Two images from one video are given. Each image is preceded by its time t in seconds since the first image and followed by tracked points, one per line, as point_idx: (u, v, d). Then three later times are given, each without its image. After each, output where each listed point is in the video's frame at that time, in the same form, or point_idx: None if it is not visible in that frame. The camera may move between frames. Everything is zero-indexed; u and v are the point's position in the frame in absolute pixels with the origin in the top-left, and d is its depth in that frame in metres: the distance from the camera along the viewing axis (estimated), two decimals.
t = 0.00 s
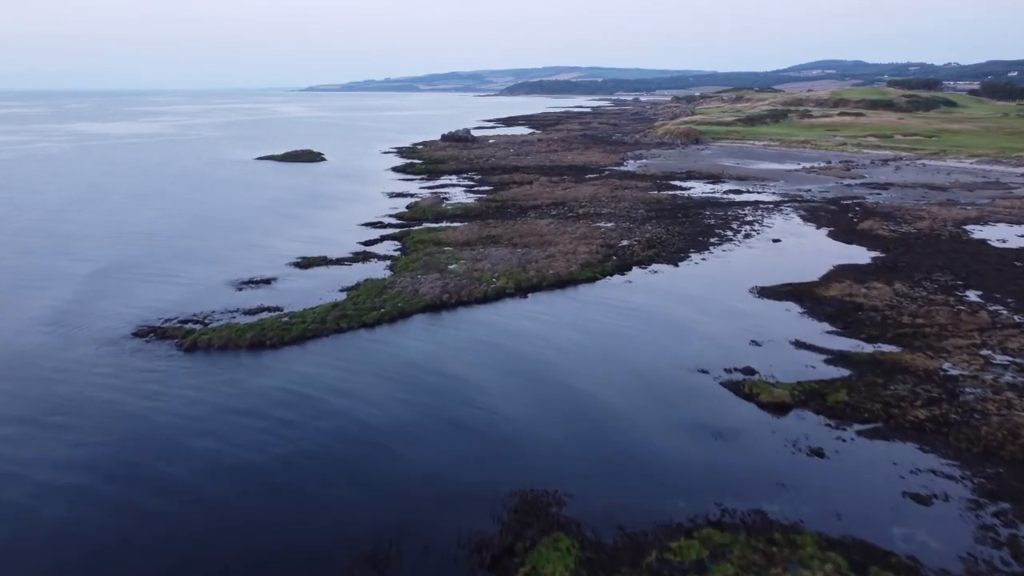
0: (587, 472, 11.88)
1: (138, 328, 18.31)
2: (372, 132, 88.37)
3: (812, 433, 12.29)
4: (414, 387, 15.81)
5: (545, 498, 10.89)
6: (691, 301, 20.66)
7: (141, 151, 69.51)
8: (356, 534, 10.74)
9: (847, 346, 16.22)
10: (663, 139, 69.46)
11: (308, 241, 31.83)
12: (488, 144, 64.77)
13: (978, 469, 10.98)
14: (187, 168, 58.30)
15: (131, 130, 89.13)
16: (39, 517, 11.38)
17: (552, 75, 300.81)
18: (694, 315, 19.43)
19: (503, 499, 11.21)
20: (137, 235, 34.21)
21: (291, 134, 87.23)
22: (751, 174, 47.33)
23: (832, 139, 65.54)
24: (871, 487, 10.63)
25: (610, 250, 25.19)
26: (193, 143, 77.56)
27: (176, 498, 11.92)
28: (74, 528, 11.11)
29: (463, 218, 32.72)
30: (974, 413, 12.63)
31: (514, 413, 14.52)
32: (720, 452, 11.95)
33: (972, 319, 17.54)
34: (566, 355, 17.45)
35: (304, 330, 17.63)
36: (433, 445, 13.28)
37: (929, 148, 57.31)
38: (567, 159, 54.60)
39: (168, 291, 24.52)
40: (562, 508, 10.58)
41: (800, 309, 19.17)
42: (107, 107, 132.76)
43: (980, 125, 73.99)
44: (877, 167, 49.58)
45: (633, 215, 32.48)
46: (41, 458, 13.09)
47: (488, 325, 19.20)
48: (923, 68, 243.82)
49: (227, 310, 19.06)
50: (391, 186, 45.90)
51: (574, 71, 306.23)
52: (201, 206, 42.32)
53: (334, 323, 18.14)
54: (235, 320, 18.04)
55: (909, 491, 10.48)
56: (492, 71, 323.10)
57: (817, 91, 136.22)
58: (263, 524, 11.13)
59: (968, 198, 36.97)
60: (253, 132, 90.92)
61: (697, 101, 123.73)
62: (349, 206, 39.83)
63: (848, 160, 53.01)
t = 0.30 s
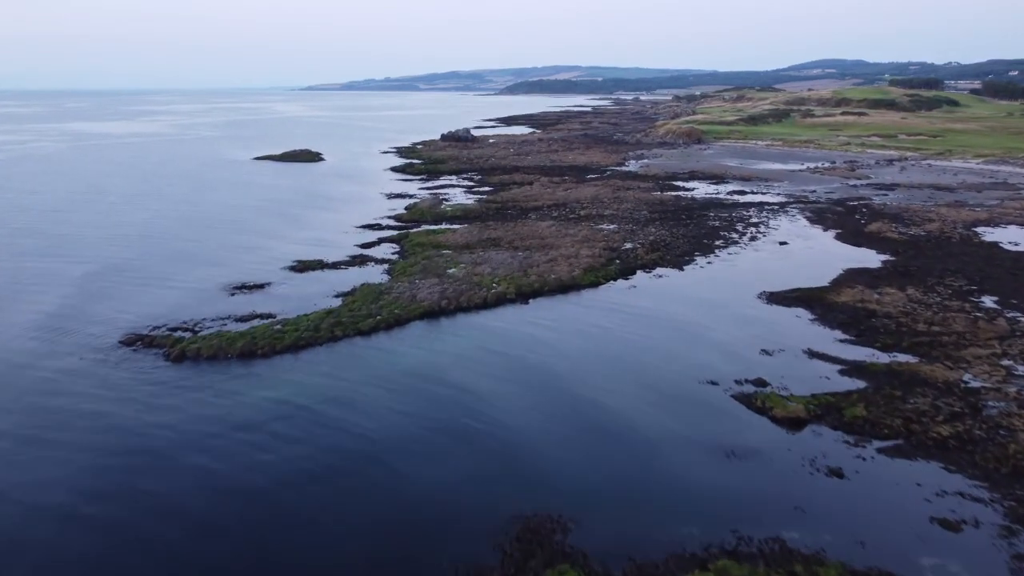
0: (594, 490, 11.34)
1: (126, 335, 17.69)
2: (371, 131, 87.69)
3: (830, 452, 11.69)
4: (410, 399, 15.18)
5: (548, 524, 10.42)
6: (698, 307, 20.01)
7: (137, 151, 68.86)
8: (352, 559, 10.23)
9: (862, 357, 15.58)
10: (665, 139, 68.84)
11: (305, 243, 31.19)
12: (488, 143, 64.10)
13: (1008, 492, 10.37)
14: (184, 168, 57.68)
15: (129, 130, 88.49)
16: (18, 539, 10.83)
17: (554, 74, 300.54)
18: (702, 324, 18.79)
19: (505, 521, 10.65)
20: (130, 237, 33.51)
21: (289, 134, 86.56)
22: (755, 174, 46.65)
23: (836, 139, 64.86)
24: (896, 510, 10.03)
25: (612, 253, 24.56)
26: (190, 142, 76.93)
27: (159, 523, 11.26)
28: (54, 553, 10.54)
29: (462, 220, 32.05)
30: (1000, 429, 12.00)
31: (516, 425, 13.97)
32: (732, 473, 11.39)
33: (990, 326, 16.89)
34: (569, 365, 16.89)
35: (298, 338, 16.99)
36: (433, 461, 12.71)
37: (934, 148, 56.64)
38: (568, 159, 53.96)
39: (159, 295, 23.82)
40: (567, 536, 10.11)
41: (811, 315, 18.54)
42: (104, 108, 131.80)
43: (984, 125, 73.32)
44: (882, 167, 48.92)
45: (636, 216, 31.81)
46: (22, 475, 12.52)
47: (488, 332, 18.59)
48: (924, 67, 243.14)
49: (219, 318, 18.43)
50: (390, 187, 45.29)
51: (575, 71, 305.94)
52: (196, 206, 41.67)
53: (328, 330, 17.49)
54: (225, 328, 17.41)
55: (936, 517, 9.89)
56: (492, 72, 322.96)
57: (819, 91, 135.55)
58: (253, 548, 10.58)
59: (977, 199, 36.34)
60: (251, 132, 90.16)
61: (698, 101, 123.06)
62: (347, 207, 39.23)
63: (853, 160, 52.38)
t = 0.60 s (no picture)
0: (599, 511, 10.90)
1: (113, 339, 17.06)
2: (370, 127, 86.91)
3: (850, 467, 11.15)
4: (408, 406, 14.59)
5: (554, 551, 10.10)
6: (705, 309, 19.39)
7: (133, 147, 68.05)
8: None
9: (877, 363, 14.97)
10: (667, 135, 68.11)
11: (301, 242, 30.51)
12: (489, 139, 63.32)
13: None
14: (180, 165, 56.92)
15: (126, 126, 87.65)
16: None
17: (554, 69, 299.33)
18: (709, 328, 18.18)
19: (508, 547, 10.27)
20: (122, 235, 32.79)
21: (288, 130, 85.75)
22: (759, 171, 45.94)
23: (840, 134, 64.11)
24: (923, 538, 9.54)
25: (616, 253, 23.93)
26: (187, 138, 76.11)
27: (141, 546, 10.64)
28: None
29: (462, 218, 31.36)
30: None
31: (518, 433, 13.48)
32: (746, 492, 10.91)
33: (1009, 331, 16.25)
34: (572, 369, 16.36)
35: (291, 343, 16.37)
36: (432, 475, 12.20)
37: (940, 143, 55.89)
38: (570, 155, 53.22)
39: (149, 296, 23.12)
40: (573, 564, 9.83)
41: (822, 318, 17.91)
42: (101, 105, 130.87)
43: (989, 120, 72.49)
44: (888, 164, 48.24)
45: (639, 214, 31.14)
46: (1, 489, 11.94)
47: (489, 336, 18.02)
48: (926, 62, 241.99)
49: (209, 321, 17.80)
50: (388, 184, 44.61)
51: (575, 66, 304.78)
52: (192, 204, 40.97)
53: (322, 335, 16.86)
54: (216, 332, 16.79)
55: (968, 546, 9.39)
56: (491, 66, 321.73)
57: (821, 86, 134.57)
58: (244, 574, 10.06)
59: (986, 196, 35.67)
60: (249, 127, 89.34)
61: (699, 96, 122.11)
62: (344, 205, 38.55)
63: (858, 156, 51.68)
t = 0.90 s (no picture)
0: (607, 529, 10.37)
1: (98, 341, 16.42)
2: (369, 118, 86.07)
3: (872, 480, 10.64)
4: (405, 413, 14.00)
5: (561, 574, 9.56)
6: (711, 309, 18.78)
7: (129, 139, 67.24)
8: None
9: (894, 367, 14.35)
10: (669, 126, 67.33)
11: (296, 236, 29.83)
12: (489, 131, 62.54)
13: None
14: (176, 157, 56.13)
15: (122, 117, 86.72)
16: None
17: (554, 60, 297.86)
18: (717, 329, 17.55)
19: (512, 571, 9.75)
20: (114, 229, 32.10)
21: (285, 121, 84.85)
22: (763, 163, 45.24)
23: (844, 126, 63.31)
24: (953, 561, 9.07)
25: (620, 249, 23.28)
26: (184, 129, 75.27)
27: (121, 567, 10.03)
28: None
29: (462, 213, 30.71)
30: None
31: (523, 444, 12.92)
32: (763, 510, 10.39)
33: None
34: (578, 372, 15.78)
35: (284, 345, 15.74)
36: (432, 489, 11.64)
37: (947, 135, 55.11)
38: (571, 147, 52.46)
39: (139, 293, 22.46)
40: None
41: (835, 318, 17.29)
42: (98, 96, 129.97)
43: (995, 111, 71.69)
44: (894, 156, 47.50)
45: (643, 209, 30.47)
46: None
47: (489, 337, 17.44)
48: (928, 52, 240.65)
49: (199, 322, 17.18)
50: (387, 177, 43.88)
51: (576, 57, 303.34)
52: (187, 197, 40.24)
53: (316, 336, 16.21)
54: (206, 334, 16.17)
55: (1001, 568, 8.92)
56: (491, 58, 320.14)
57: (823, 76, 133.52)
58: None
59: (996, 190, 34.99)
60: (246, 118, 88.41)
61: (701, 87, 121.10)
62: (342, 199, 37.86)
63: (864, 149, 50.99)
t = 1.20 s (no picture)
0: (611, 544, 9.95)
1: (82, 343, 15.78)
2: (367, 109, 85.18)
3: (896, 498, 10.11)
4: (404, 419, 13.44)
5: None
6: (719, 308, 18.15)
7: (124, 131, 66.39)
8: None
9: (913, 371, 13.75)
10: (671, 117, 66.58)
11: (292, 230, 29.18)
12: (488, 122, 61.78)
13: None
14: (171, 149, 55.37)
15: (118, 109, 85.78)
16: None
17: (555, 50, 296.34)
18: (726, 330, 16.95)
19: None
20: (106, 223, 31.40)
21: (283, 112, 83.93)
22: (767, 155, 44.50)
23: (849, 117, 62.54)
24: None
25: (624, 245, 22.64)
26: (180, 121, 74.40)
27: None
28: None
29: (461, 207, 30.03)
30: None
31: (526, 449, 12.45)
32: (779, 526, 9.95)
33: None
34: (583, 372, 15.28)
35: (275, 347, 15.11)
36: (431, 498, 11.12)
37: (953, 127, 54.35)
38: (572, 139, 51.70)
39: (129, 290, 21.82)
40: None
41: (848, 318, 16.69)
42: (95, 87, 128.87)
43: (1001, 102, 70.85)
44: (900, 148, 46.81)
45: (646, 202, 29.79)
46: None
47: (490, 336, 16.88)
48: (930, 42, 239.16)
49: (188, 322, 16.57)
50: (385, 169, 43.19)
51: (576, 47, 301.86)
52: (181, 190, 39.54)
53: (309, 338, 15.61)
54: (194, 335, 15.56)
55: None
56: (491, 48, 318.38)
57: (826, 66, 132.49)
58: None
59: (1006, 183, 34.33)
60: (243, 109, 87.43)
61: (703, 77, 120.05)
62: (339, 192, 37.20)
63: (869, 140, 50.26)
